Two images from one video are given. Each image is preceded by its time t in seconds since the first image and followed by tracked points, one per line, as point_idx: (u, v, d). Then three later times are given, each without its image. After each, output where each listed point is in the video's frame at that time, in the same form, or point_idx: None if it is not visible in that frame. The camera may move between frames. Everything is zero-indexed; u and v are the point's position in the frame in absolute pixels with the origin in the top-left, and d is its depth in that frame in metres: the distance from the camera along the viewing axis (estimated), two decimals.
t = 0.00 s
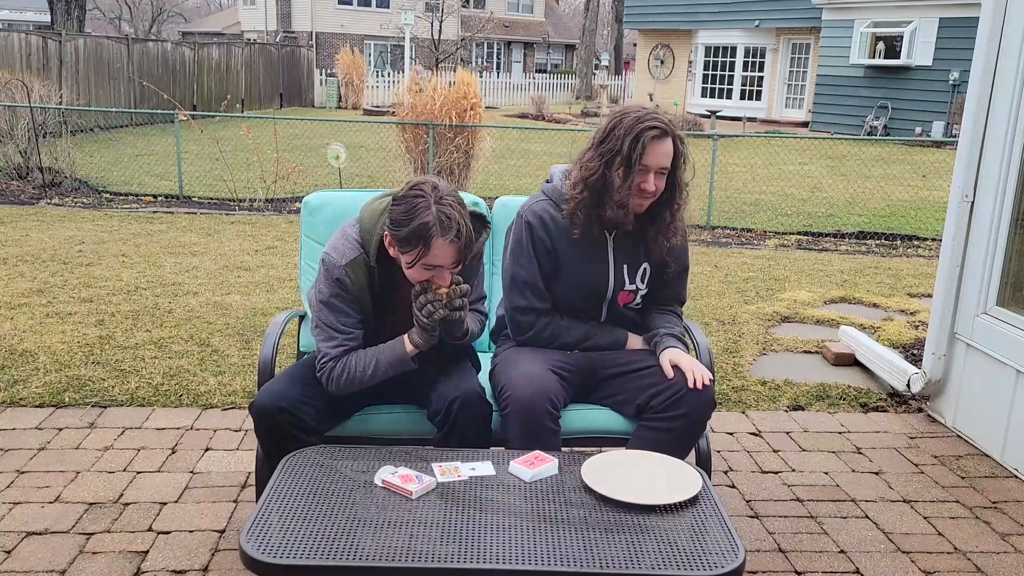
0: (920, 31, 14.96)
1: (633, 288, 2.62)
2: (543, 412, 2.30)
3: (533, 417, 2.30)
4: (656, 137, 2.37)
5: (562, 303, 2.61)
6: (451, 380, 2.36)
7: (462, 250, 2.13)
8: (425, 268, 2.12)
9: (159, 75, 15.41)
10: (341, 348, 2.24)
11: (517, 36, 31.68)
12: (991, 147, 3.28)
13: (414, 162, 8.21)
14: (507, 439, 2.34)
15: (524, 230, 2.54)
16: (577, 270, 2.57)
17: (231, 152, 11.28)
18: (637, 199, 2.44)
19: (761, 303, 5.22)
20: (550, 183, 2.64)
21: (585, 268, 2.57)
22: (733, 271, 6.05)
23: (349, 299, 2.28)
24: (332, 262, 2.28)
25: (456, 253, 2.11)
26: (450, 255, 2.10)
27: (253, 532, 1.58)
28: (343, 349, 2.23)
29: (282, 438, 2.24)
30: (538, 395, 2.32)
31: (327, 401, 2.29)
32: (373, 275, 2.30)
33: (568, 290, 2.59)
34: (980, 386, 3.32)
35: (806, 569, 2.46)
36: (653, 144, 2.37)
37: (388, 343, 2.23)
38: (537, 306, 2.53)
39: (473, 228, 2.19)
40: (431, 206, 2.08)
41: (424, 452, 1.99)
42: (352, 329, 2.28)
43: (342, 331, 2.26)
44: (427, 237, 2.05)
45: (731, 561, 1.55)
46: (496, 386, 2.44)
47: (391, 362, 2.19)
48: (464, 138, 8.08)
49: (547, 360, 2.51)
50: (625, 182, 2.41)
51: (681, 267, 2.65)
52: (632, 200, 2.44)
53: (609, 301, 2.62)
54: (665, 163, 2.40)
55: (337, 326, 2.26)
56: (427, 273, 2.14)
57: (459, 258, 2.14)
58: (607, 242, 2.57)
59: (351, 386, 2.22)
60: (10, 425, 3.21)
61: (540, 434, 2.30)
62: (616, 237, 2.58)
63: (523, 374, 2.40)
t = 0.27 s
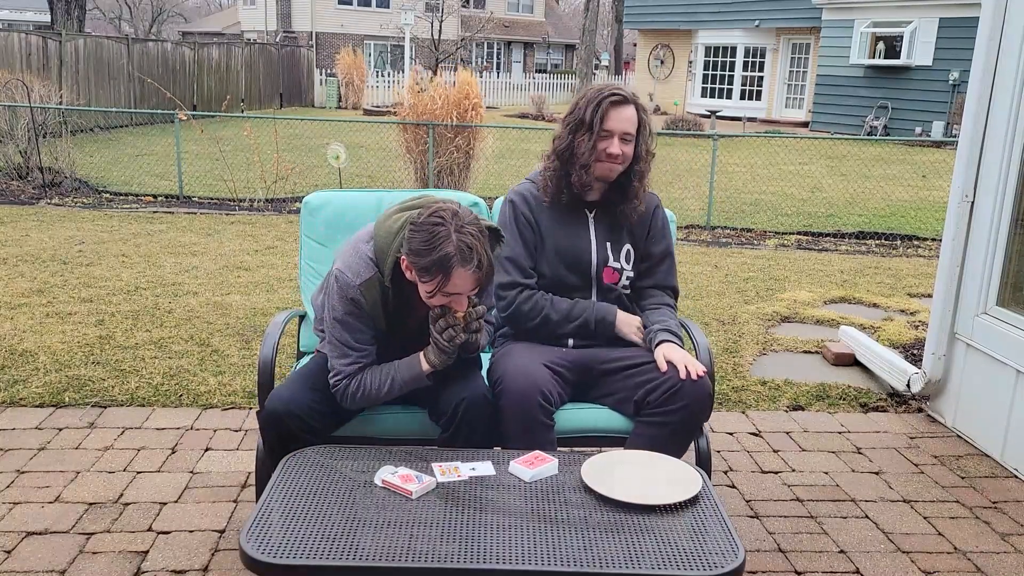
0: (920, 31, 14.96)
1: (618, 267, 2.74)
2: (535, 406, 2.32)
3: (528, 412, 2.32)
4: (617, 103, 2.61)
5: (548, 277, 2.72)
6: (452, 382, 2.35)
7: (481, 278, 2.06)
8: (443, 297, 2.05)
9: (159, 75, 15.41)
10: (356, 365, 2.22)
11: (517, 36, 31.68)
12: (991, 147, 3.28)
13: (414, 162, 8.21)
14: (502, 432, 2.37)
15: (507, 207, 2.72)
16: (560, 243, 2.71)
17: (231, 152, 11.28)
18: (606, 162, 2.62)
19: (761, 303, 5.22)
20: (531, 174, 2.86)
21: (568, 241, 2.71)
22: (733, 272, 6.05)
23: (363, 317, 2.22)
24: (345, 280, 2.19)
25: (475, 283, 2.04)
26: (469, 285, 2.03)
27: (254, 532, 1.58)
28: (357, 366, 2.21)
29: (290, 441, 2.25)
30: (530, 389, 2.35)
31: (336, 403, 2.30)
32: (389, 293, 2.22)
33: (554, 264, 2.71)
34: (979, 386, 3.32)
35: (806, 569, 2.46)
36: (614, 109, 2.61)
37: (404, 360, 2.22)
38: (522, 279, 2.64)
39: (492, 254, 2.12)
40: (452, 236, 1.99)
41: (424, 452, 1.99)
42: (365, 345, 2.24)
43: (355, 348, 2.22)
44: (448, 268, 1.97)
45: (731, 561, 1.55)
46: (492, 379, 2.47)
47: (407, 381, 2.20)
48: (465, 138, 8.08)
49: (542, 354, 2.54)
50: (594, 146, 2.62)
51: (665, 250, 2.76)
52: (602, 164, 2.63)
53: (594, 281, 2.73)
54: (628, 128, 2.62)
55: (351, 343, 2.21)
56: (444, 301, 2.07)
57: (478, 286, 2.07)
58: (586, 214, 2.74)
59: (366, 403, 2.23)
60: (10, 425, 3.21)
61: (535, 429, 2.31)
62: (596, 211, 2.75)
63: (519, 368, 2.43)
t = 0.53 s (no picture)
0: (920, 31, 14.96)
1: (603, 252, 2.80)
2: (537, 400, 2.34)
3: (532, 408, 2.33)
4: (582, 99, 2.82)
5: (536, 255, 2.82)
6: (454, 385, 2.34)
7: (490, 298, 2.04)
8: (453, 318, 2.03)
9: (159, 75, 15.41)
10: (365, 379, 2.19)
11: (517, 36, 31.68)
12: (991, 147, 3.28)
13: (414, 162, 8.21)
14: (504, 427, 2.39)
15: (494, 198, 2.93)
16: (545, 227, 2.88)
17: (231, 152, 11.27)
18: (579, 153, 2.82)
19: (761, 303, 5.22)
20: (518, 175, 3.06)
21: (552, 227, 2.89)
22: (733, 272, 6.04)
23: (371, 331, 2.17)
24: (352, 296, 2.13)
25: (485, 303, 2.02)
26: (479, 306, 2.01)
27: (254, 532, 1.58)
28: (366, 380, 2.18)
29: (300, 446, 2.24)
30: (533, 383, 2.37)
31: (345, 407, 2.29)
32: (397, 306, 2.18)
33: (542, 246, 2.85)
34: (980, 386, 3.32)
35: (806, 568, 2.46)
36: (582, 104, 2.82)
37: (412, 372, 2.21)
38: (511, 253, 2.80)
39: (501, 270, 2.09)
40: (462, 258, 1.95)
41: (425, 452, 1.99)
42: (373, 358, 2.21)
43: (363, 362, 2.19)
44: (458, 293, 1.95)
45: (731, 561, 1.55)
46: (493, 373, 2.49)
47: (415, 393, 2.19)
48: (464, 138, 8.08)
49: (542, 348, 2.57)
50: (565, 139, 2.82)
51: (651, 235, 2.85)
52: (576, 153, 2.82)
53: (583, 263, 2.76)
54: (596, 120, 2.82)
55: (359, 357, 2.18)
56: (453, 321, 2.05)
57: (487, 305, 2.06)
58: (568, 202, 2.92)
59: (375, 414, 2.22)
60: (10, 425, 3.21)
61: (538, 424, 2.32)
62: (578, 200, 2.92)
63: (521, 362, 2.45)
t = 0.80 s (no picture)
0: (920, 31, 14.95)
1: (599, 252, 2.84)
2: (546, 403, 2.33)
3: (539, 412, 2.32)
4: (570, 112, 2.88)
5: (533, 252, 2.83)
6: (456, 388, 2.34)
7: (492, 306, 2.03)
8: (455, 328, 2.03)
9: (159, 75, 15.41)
10: (365, 384, 2.20)
11: (517, 36, 31.69)
12: (991, 147, 3.28)
13: (414, 162, 8.21)
14: (512, 430, 2.38)
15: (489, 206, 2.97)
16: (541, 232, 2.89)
17: (231, 152, 11.27)
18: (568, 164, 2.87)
19: (761, 303, 5.22)
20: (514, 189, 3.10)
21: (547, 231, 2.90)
22: (733, 272, 6.04)
23: (371, 337, 2.16)
24: (353, 302, 2.12)
25: (486, 313, 2.02)
26: (481, 316, 2.02)
27: (254, 532, 1.58)
28: (367, 386, 2.19)
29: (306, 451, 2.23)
30: (541, 386, 2.35)
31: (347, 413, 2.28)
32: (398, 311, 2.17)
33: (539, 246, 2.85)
34: (980, 386, 3.32)
35: (806, 569, 2.46)
36: (569, 118, 2.88)
37: (411, 376, 2.22)
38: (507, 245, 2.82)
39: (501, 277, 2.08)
40: (463, 269, 1.94)
41: (425, 452, 1.99)
42: (373, 363, 2.21)
43: (364, 368, 2.19)
44: (461, 305, 1.94)
45: (731, 561, 1.55)
46: (498, 378, 2.46)
47: (415, 399, 2.20)
48: (464, 138, 8.07)
49: (547, 352, 2.55)
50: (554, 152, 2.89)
51: (647, 238, 2.87)
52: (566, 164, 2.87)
53: (580, 263, 2.81)
54: (584, 133, 2.87)
55: (361, 363, 2.18)
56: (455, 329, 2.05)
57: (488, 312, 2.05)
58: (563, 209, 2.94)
59: (376, 417, 2.23)
60: (10, 425, 3.21)
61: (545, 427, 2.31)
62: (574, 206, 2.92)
63: (528, 365, 2.43)
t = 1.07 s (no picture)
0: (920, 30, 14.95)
1: (603, 254, 2.85)
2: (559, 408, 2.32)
3: (550, 415, 2.31)
4: (573, 108, 2.86)
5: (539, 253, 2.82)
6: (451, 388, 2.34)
7: (488, 311, 2.03)
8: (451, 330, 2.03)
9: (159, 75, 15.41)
10: (358, 381, 2.20)
11: (517, 36, 31.68)
12: (991, 145, 3.27)
13: (414, 162, 8.20)
14: (523, 433, 2.39)
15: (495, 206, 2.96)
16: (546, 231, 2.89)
17: (230, 151, 11.27)
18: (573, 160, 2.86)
19: (761, 303, 5.22)
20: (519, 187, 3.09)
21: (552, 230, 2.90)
22: (733, 271, 6.04)
23: (366, 335, 2.15)
24: (348, 300, 2.11)
25: (482, 317, 2.02)
26: (477, 320, 2.02)
27: (254, 531, 1.58)
28: (360, 383, 2.19)
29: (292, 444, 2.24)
30: (554, 390, 2.35)
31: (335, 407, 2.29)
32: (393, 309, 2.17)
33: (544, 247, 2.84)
34: (979, 386, 3.32)
35: (805, 568, 2.46)
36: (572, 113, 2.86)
37: (405, 374, 2.22)
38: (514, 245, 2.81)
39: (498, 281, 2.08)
40: (461, 273, 1.93)
41: (424, 452, 1.99)
42: (367, 362, 2.20)
43: (358, 366, 2.19)
44: (459, 308, 1.94)
45: (731, 561, 1.55)
46: (508, 383, 2.45)
47: (407, 396, 2.21)
48: (464, 137, 8.07)
49: (556, 356, 2.54)
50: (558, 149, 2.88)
51: (649, 236, 2.88)
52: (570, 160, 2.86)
53: (583, 264, 2.82)
54: (587, 127, 2.85)
55: (355, 360, 2.18)
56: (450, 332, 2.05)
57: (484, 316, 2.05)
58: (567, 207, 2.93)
59: (367, 414, 2.23)
60: (10, 425, 3.21)
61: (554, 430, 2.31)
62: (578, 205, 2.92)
63: (540, 370, 2.41)
